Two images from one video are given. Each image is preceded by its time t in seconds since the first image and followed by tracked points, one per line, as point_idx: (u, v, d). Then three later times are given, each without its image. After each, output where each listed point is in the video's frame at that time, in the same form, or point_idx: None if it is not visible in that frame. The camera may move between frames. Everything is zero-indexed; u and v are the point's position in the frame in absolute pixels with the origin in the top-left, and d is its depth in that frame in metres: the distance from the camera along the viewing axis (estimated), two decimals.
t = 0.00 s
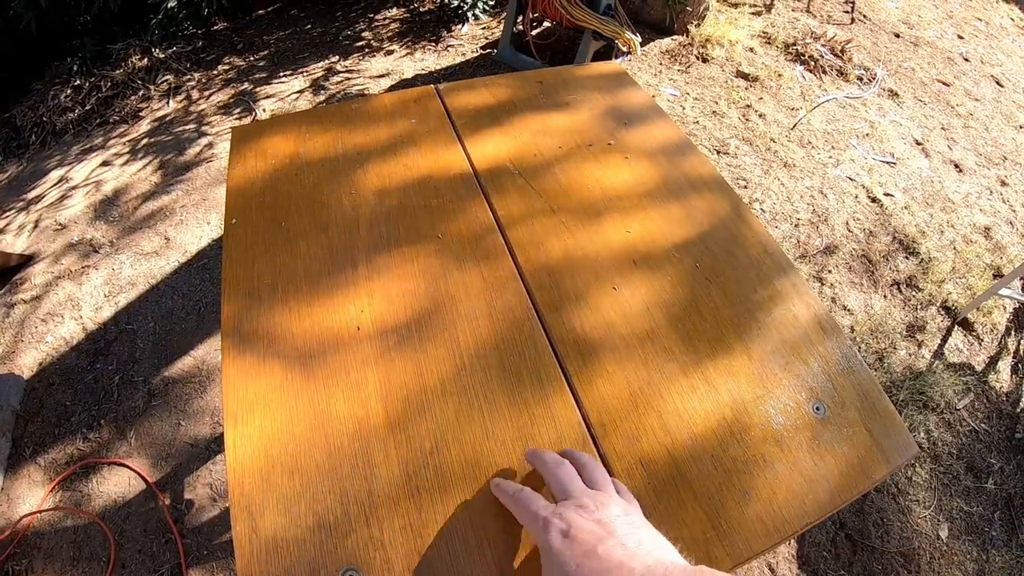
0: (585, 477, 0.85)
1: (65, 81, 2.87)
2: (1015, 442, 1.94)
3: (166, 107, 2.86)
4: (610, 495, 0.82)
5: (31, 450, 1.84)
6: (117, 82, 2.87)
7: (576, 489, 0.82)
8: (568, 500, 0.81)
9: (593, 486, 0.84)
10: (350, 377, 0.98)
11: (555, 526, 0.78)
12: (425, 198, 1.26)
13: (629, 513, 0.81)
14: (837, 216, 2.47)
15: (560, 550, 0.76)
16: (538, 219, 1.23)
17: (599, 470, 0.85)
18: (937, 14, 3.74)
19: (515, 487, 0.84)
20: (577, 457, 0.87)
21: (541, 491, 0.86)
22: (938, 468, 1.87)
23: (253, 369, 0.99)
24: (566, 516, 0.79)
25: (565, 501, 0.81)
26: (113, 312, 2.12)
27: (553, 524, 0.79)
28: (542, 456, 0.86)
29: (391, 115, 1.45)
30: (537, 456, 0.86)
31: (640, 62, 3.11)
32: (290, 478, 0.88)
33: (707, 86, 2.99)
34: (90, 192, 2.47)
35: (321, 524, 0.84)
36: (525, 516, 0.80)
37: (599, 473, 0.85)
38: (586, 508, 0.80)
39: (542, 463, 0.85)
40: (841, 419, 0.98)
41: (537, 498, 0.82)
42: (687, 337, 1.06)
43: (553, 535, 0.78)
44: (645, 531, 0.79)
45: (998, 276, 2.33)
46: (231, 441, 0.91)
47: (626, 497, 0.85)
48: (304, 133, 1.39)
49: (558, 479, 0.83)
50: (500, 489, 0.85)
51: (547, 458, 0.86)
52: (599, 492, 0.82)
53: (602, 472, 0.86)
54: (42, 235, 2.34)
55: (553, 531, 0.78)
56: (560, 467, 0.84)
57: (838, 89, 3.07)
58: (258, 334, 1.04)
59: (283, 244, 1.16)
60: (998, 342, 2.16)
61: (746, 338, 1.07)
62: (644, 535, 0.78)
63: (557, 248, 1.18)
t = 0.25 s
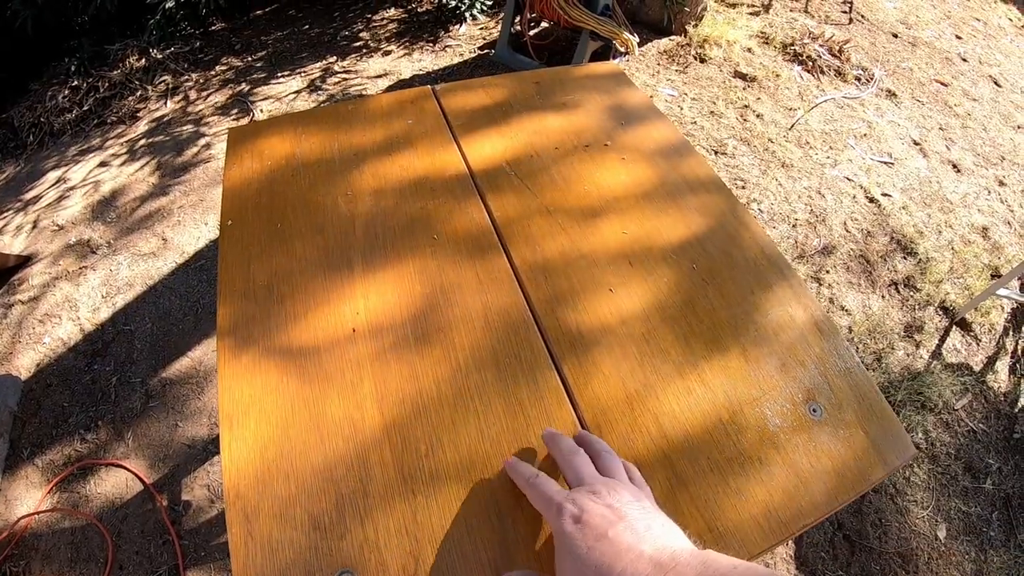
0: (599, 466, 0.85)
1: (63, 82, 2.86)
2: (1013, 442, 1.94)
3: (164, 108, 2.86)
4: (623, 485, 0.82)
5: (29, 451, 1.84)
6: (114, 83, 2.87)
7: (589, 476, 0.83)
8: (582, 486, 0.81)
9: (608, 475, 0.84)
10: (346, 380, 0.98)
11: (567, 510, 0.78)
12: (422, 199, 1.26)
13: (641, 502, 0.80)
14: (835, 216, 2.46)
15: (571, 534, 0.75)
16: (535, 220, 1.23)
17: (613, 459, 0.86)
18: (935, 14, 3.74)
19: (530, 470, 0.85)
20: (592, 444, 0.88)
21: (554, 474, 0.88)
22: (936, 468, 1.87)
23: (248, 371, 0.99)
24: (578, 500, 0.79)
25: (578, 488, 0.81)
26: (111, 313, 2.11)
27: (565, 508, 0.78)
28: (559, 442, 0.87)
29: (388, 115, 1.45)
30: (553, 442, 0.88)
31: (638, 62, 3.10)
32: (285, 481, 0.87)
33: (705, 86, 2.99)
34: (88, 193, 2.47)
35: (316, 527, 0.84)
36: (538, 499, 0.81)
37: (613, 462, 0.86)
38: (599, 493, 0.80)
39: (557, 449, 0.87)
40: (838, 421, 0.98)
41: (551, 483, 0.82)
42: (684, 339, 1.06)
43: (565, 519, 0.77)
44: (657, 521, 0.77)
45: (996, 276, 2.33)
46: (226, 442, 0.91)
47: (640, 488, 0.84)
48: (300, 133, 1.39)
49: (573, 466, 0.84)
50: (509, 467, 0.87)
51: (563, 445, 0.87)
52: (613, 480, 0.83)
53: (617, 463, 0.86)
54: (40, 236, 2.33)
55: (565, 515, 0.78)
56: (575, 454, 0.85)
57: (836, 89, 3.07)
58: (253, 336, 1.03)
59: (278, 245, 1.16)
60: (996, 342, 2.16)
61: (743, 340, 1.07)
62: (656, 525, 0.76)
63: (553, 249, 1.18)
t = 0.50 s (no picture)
0: (586, 473, 0.84)
1: (60, 82, 2.86)
2: (1011, 441, 1.94)
3: (161, 108, 2.85)
4: (609, 492, 0.82)
5: (26, 452, 1.83)
6: (111, 83, 2.87)
7: (575, 483, 0.82)
8: (567, 494, 0.81)
9: (594, 482, 0.83)
10: (341, 381, 0.98)
11: (552, 519, 0.78)
12: (417, 199, 1.25)
13: (627, 508, 0.80)
14: (832, 215, 2.46)
15: (556, 543, 0.76)
16: (531, 220, 1.23)
17: (600, 465, 0.85)
18: (932, 13, 3.74)
19: (515, 477, 0.84)
20: (579, 450, 0.87)
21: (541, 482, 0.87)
22: (934, 468, 1.87)
23: (243, 372, 0.98)
24: (563, 508, 0.79)
25: (564, 495, 0.81)
26: (107, 314, 2.11)
27: (550, 517, 0.78)
28: (544, 448, 0.86)
29: (383, 115, 1.44)
30: (540, 447, 0.87)
31: (635, 62, 3.10)
32: (280, 481, 0.87)
33: (703, 85, 2.99)
34: (84, 194, 2.46)
35: (311, 527, 0.83)
36: (524, 507, 0.81)
37: (600, 468, 0.85)
38: (583, 500, 0.80)
39: (543, 456, 0.86)
40: (835, 420, 0.98)
41: (536, 491, 0.82)
42: (681, 338, 1.06)
43: (551, 528, 0.78)
44: (644, 526, 0.78)
45: (994, 275, 2.33)
46: (221, 443, 0.90)
47: (628, 494, 0.84)
48: (296, 133, 1.39)
49: (558, 472, 0.84)
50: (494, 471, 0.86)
51: (548, 450, 0.86)
52: (599, 488, 0.82)
53: (603, 467, 0.85)
54: (37, 236, 2.33)
55: (550, 524, 0.78)
56: (560, 461, 0.85)
57: (834, 87, 3.06)
58: (248, 336, 1.03)
59: (273, 246, 1.15)
60: (994, 340, 2.16)
61: (740, 340, 1.06)
62: (641, 531, 0.77)
63: (549, 249, 1.18)
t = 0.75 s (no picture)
0: (576, 484, 0.85)
1: (57, 82, 2.85)
2: (1009, 439, 1.94)
3: (158, 108, 2.85)
4: (600, 502, 0.83)
5: (24, 453, 1.83)
6: (109, 83, 2.87)
7: (565, 495, 0.83)
8: (558, 506, 0.81)
9: (584, 493, 0.84)
10: (338, 380, 0.97)
11: (545, 533, 0.78)
12: (414, 199, 1.25)
13: (618, 517, 0.81)
14: (830, 214, 2.46)
15: (548, 555, 0.77)
16: (528, 220, 1.23)
17: (590, 476, 0.86)
18: (930, 11, 3.74)
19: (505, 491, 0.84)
20: (569, 461, 0.87)
21: (533, 496, 0.86)
22: (932, 466, 1.87)
23: (240, 372, 0.98)
24: (555, 521, 0.79)
25: (555, 507, 0.81)
26: (105, 314, 2.11)
27: (542, 529, 0.79)
28: (534, 462, 0.86)
29: (380, 115, 1.44)
30: (529, 461, 0.87)
31: (633, 61, 3.10)
32: (277, 481, 0.87)
33: (701, 84, 2.99)
34: (82, 194, 2.46)
35: (308, 527, 0.83)
36: (516, 521, 0.81)
37: (591, 479, 0.85)
38: (575, 512, 0.80)
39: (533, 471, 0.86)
40: (833, 419, 0.98)
41: (526, 503, 0.82)
42: (678, 337, 1.06)
43: (543, 541, 0.78)
44: (634, 534, 0.79)
45: (992, 273, 2.33)
46: (217, 444, 0.90)
47: (618, 503, 0.85)
48: (293, 133, 1.38)
49: (548, 486, 0.84)
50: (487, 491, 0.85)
51: (538, 464, 0.86)
52: (589, 498, 0.83)
53: (592, 477, 0.86)
54: (34, 237, 2.32)
55: (542, 536, 0.78)
56: (551, 474, 0.85)
57: (832, 86, 3.06)
58: (245, 336, 1.03)
59: (270, 246, 1.15)
60: (992, 339, 2.16)
61: (737, 338, 1.06)
62: (632, 539, 0.78)
63: (546, 248, 1.18)
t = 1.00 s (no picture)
0: (575, 488, 0.85)
1: (56, 86, 2.86)
2: (1009, 438, 1.94)
3: (157, 111, 2.86)
4: (599, 506, 0.83)
5: (24, 456, 1.83)
6: (108, 87, 2.87)
7: (564, 498, 0.83)
8: (556, 509, 0.82)
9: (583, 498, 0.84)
10: (336, 383, 0.98)
11: (543, 535, 0.79)
12: (411, 201, 1.26)
13: (617, 521, 0.81)
14: (828, 214, 2.47)
15: (546, 557, 0.77)
16: (525, 222, 1.23)
17: (589, 480, 0.86)
18: (928, 11, 3.75)
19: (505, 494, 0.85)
20: (568, 464, 0.88)
21: (531, 496, 0.86)
22: (931, 465, 1.87)
23: (238, 374, 0.99)
24: (552, 523, 0.79)
25: (553, 510, 0.82)
26: (105, 317, 2.11)
27: (540, 531, 0.79)
28: (533, 466, 0.87)
29: (378, 118, 1.45)
30: (527, 464, 0.88)
31: (631, 62, 3.11)
32: (275, 483, 0.87)
33: (699, 85, 2.99)
34: (82, 197, 2.46)
35: (307, 529, 0.83)
36: (514, 524, 0.81)
37: (590, 483, 0.85)
38: (572, 515, 0.80)
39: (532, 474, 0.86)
40: (830, 419, 0.98)
41: (525, 506, 0.82)
42: (675, 338, 1.06)
43: (541, 543, 0.78)
44: (633, 538, 0.79)
45: (991, 272, 2.33)
46: (216, 446, 0.90)
47: (618, 508, 0.84)
48: (291, 137, 1.39)
49: (546, 489, 0.84)
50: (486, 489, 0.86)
51: (536, 467, 0.87)
52: (588, 503, 0.83)
53: (591, 481, 0.86)
54: (34, 241, 2.33)
55: (540, 539, 0.78)
56: (549, 478, 0.85)
57: (829, 86, 3.07)
58: (244, 339, 1.03)
59: (268, 249, 1.16)
60: (991, 338, 2.16)
61: (733, 339, 1.07)
62: (631, 541, 0.78)
63: (543, 250, 1.18)
